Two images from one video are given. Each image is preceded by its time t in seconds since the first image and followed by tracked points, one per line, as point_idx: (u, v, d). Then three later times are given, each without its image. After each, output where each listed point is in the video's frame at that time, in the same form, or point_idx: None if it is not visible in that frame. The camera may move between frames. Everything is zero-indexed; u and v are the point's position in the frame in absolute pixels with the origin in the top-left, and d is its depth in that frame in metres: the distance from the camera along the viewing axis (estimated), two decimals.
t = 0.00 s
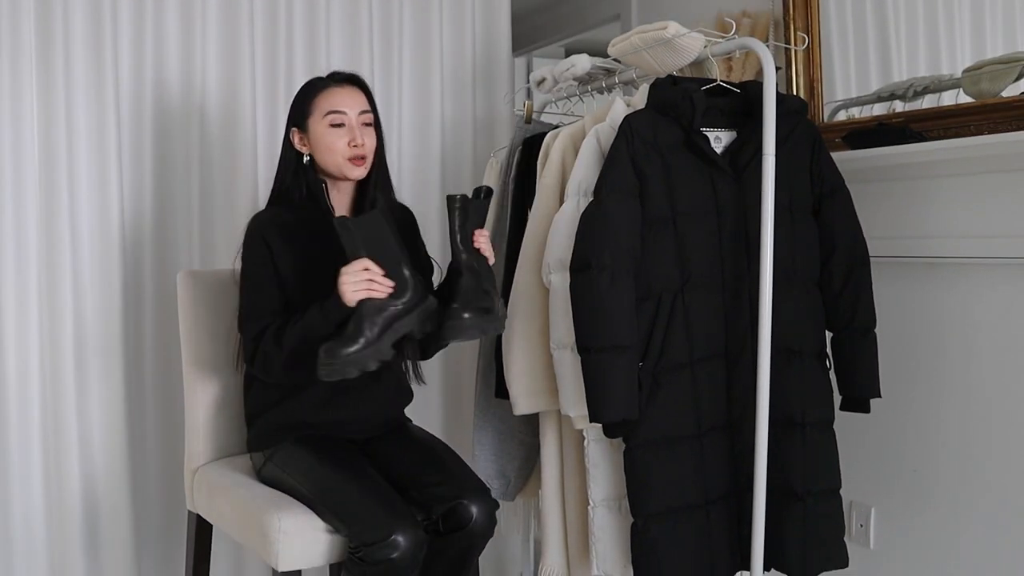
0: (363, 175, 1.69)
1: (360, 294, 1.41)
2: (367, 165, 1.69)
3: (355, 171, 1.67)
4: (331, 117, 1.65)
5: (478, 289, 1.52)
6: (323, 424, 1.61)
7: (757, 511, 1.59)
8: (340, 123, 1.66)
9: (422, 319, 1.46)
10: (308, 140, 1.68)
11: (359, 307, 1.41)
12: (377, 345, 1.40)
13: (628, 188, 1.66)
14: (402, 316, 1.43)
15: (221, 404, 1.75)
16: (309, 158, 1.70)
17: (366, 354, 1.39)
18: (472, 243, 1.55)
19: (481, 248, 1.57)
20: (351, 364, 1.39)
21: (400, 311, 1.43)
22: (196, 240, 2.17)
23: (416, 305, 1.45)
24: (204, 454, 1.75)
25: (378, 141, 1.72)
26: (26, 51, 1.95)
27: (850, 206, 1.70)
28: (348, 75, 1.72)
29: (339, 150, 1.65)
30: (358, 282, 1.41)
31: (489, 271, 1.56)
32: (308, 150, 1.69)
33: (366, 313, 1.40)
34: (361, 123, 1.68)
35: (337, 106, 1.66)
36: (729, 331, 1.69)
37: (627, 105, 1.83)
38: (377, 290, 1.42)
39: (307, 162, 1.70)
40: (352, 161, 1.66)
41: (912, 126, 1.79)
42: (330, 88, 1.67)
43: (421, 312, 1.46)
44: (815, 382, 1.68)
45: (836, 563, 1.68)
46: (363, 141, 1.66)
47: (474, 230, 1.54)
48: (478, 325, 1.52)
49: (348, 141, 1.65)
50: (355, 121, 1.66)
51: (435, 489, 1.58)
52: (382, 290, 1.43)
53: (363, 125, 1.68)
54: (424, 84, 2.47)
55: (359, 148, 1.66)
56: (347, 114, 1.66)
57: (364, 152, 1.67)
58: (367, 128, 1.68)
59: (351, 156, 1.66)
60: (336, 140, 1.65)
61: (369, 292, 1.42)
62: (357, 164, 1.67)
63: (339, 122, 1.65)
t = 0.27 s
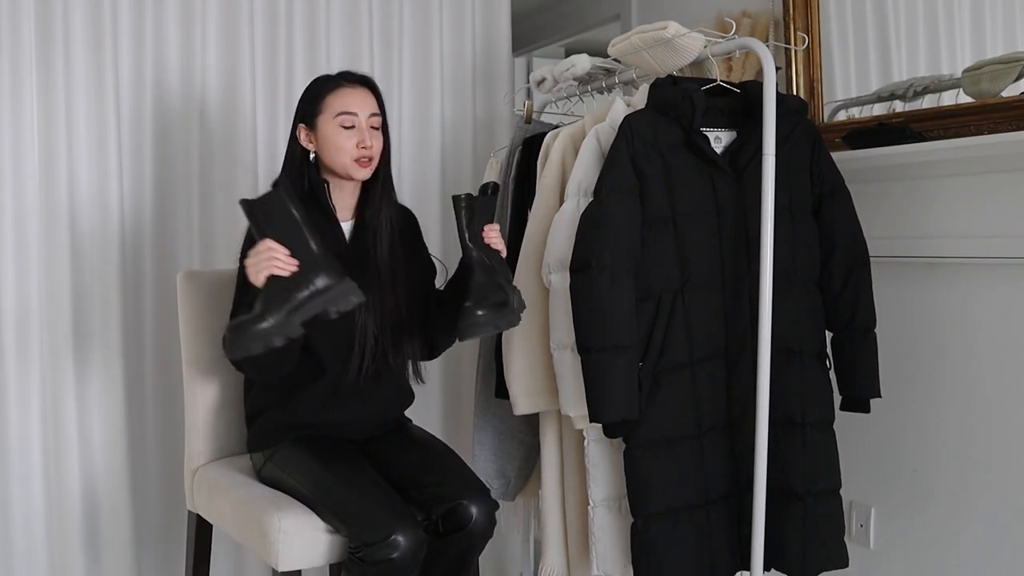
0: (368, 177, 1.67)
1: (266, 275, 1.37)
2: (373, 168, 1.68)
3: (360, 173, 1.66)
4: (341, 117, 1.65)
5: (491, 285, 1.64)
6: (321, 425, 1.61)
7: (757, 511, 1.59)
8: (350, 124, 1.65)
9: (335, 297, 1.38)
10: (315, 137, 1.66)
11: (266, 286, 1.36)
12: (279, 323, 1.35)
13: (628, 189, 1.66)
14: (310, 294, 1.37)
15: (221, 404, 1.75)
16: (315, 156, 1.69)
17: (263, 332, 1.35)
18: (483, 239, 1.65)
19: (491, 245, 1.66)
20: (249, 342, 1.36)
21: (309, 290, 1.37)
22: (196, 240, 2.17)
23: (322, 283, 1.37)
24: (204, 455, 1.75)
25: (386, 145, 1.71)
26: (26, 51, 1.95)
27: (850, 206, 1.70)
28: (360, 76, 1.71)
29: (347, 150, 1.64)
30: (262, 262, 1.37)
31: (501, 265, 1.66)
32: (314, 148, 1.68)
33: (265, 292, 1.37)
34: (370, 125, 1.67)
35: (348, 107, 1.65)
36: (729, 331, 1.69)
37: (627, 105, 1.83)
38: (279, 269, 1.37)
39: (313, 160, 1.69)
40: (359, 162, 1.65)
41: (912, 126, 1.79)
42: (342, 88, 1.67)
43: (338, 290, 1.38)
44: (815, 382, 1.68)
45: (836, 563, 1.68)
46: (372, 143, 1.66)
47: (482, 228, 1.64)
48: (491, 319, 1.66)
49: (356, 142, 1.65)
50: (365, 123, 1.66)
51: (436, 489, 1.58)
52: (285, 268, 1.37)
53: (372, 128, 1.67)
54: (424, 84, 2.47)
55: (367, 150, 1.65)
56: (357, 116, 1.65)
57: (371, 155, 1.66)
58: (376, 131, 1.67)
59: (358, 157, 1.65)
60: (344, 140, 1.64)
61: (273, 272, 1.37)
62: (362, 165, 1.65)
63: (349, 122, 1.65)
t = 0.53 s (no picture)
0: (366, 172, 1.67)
1: (210, 237, 1.47)
2: (371, 162, 1.67)
3: (357, 167, 1.65)
4: (337, 111, 1.65)
5: (476, 260, 1.62)
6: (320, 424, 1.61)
7: (757, 511, 1.59)
8: (346, 118, 1.65)
9: (274, 266, 1.45)
10: (315, 134, 1.67)
11: (206, 245, 1.46)
12: (214, 279, 1.40)
13: (629, 189, 1.66)
14: (251, 260, 1.44)
15: (221, 403, 1.75)
16: (316, 153, 1.70)
17: (199, 283, 1.39)
18: (478, 220, 1.67)
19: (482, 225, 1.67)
20: (183, 294, 1.38)
21: (250, 258, 1.44)
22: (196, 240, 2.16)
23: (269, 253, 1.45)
24: (204, 454, 1.75)
25: (386, 140, 1.71)
26: (26, 52, 1.95)
27: (850, 206, 1.70)
28: (359, 73, 1.72)
29: (343, 144, 1.64)
30: (208, 227, 1.48)
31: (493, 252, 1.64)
32: (314, 145, 1.68)
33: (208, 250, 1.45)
34: (368, 120, 1.67)
35: (345, 101, 1.65)
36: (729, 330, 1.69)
37: (626, 105, 1.83)
38: (224, 233, 1.47)
39: (314, 158, 1.70)
40: (356, 156, 1.65)
41: (912, 126, 1.79)
42: (339, 84, 1.67)
43: (277, 261, 1.45)
44: (815, 382, 1.68)
45: (836, 563, 1.68)
46: (368, 137, 1.65)
47: (478, 211, 1.67)
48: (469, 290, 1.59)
49: (353, 136, 1.65)
50: (361, 117, 1.66)
51: (436, 489, 1.58)
52: (228, 232, 1.47)
53: (370, 122, 1.67)
54: (424, 85, 2.47)
55: (364, 144, 1.65)
56: (353, 110, 1.65)
57: (368, 149, 1.66)
58: (373, 125, 1.67)
59: (355, 151, 1.65)
60: (341, 134, 1.64)
61: (216, 235, 1.47)
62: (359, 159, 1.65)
63: (345, 117, 1.65)
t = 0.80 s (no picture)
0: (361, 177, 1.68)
1: (206, 235, 1.47)
2: (365, 165, 1.68)
3: (352, 170, 1.66)
4: (331, 114, 1.65)
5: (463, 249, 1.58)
6: (319, 424, 1.61)
7: (757, 511, 1.59)
8: (340, 121, 1.65)
9: (271, 262, 1.44)
10: (310, 135, 1.68)
11: (203, 242, 1.46)
12: (212, 275, 1.39)
13: (629, 189, 1.66)
14: (249, 256, 1.43)
15: (221, 403, 1.75)
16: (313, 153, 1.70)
17: (197, 279, 1.38)
18: (477, 216, 1.67)
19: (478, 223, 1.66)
20: (182, 291, 1.37)
21: (248, 254, 1.43)
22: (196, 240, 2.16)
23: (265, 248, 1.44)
24: (204, 454, 1.74)
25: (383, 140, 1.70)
26: (26, 52, 1.95)
27: (850, 206, 1.70)
28: (357, 72, 1.71)
29: (338, 148, 1.65)
30: (205, 224, 1.48)
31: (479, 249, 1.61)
32: (311, 146, 1.69)
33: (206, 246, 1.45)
34: (362, 121, 1.67)
35: (338, 104, 1.65)
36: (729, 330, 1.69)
37: (627, 105, 1.83)
38: (219, 230, 1.47)
39: (311, 158, 1.70)
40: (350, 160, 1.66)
41: (912, 126, 1.79)
42: (335, 85, 1.67)
43: (274, 257, 1.44)
44: (815, 382, 1.68)
45: (836, 563, 1.68)
46: (362, 140, 1.66)
47: (479, 209, 1.68)
48: (447, 267, 1.51)
49: (347, 139, 1.65)
50: (355, 119, 1.65)
51: (436, 490, 1.58)
52: (223, 229, 1.47)
53: (364, 124, 1.67)
54: (424, 85, 2.47)
55: (357, 147, 1.65)
56: (347, 113, 1.65)
57: (363, 152, 1.66)
58: (368, 127, 1.67)
59: (349, 156, 1.65)
60: (335, 138, 1.65)
61: (213, 233, 1.47)
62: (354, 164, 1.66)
63: (339, 119, 1.65)
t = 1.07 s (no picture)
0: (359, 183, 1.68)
1: (206, 248, 1.48)
2: (365, 172, 1.67)
3: (350, 177, 1.66)
4: (333, 121, 1.64)
5: (467, 267, 1.61)
6: (319, 423, 1.61)
7: (757, 510, 1.59)
8: (341, 128, 1.65)
9: (270, 277, 1.45)
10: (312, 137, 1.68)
11: (203, 256, 1.47)
12: (211, 293, 1.42)
13: (629, 189, 1.66)
14: (246, 272, 1.45)
15: (221, 403, 1.75)
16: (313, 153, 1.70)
17: (196, 298, 1.41)
18: (477, 227, 1.67)
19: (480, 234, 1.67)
20: (180, 310, 1.40)
21: (247, 269, 1.45)
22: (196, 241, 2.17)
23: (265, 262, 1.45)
24: (204, 454, 1.74)
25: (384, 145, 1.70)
26: (26, 52, 1.95)
27: (850, 206, 1.70)
28: (363, 76, 1.69)
29: (337, 155, 1.65)
30: (205, 237, 1.49)
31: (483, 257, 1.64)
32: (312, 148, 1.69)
33: (206, 260, 1.46)
34: (363, 129, 1.66)
35: (340, 111, 1.64)
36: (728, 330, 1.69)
37: (627, 105, 1.83)
38: (219, 243, 1.47)
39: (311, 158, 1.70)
40: (349, 167, 1.66)
41: (912, 126, 1.79)
42: (339, 90, 1.66)
43: (274, 271, 1.45)
44: (815, 383, 1.68)
45: (835, 563, 1.68)
46: (362, 149, 1.65)
47: (478, 217, 1.68)
48: (458, 296, 1.57)
49: (347, 147, 1.64)
50: (356, 127, 1.65)
51: (436, 490, 1.58)
52: (222, 242, 1.47)
53: (365, 132, 1.66)
54: (424, 85, 2.47)
55: (357, 156, 1.65)
56: (348, 120, 1.64)
57: (362, 160, 1.66)
58: (369, 135, 1.66)
59: (348, 163, 1.65)
60: (335, 145, 1.64)
61: (212, 246, 1.48)
62: (353, 171, 1.66)
63: (340, 127, 1.64)
